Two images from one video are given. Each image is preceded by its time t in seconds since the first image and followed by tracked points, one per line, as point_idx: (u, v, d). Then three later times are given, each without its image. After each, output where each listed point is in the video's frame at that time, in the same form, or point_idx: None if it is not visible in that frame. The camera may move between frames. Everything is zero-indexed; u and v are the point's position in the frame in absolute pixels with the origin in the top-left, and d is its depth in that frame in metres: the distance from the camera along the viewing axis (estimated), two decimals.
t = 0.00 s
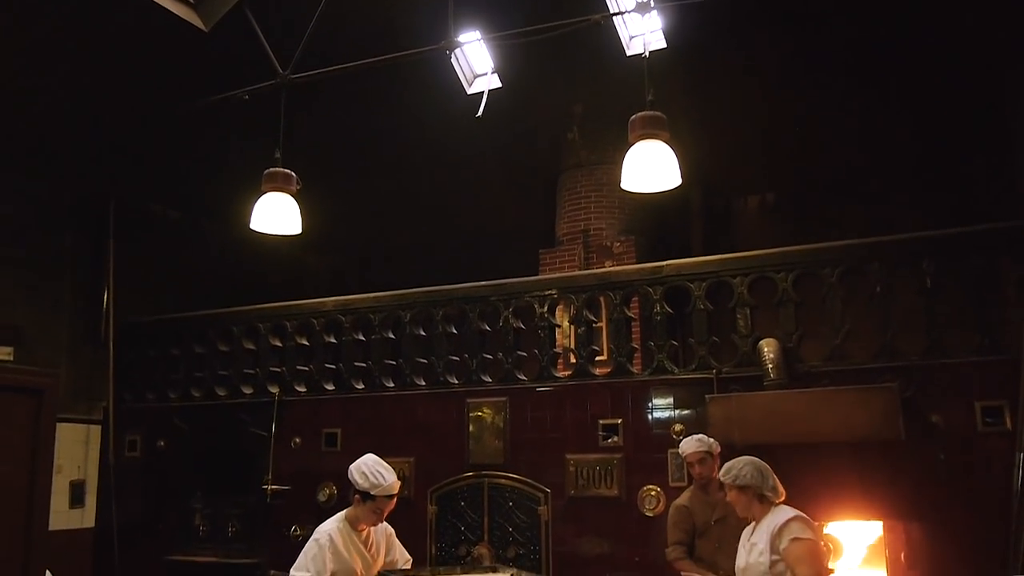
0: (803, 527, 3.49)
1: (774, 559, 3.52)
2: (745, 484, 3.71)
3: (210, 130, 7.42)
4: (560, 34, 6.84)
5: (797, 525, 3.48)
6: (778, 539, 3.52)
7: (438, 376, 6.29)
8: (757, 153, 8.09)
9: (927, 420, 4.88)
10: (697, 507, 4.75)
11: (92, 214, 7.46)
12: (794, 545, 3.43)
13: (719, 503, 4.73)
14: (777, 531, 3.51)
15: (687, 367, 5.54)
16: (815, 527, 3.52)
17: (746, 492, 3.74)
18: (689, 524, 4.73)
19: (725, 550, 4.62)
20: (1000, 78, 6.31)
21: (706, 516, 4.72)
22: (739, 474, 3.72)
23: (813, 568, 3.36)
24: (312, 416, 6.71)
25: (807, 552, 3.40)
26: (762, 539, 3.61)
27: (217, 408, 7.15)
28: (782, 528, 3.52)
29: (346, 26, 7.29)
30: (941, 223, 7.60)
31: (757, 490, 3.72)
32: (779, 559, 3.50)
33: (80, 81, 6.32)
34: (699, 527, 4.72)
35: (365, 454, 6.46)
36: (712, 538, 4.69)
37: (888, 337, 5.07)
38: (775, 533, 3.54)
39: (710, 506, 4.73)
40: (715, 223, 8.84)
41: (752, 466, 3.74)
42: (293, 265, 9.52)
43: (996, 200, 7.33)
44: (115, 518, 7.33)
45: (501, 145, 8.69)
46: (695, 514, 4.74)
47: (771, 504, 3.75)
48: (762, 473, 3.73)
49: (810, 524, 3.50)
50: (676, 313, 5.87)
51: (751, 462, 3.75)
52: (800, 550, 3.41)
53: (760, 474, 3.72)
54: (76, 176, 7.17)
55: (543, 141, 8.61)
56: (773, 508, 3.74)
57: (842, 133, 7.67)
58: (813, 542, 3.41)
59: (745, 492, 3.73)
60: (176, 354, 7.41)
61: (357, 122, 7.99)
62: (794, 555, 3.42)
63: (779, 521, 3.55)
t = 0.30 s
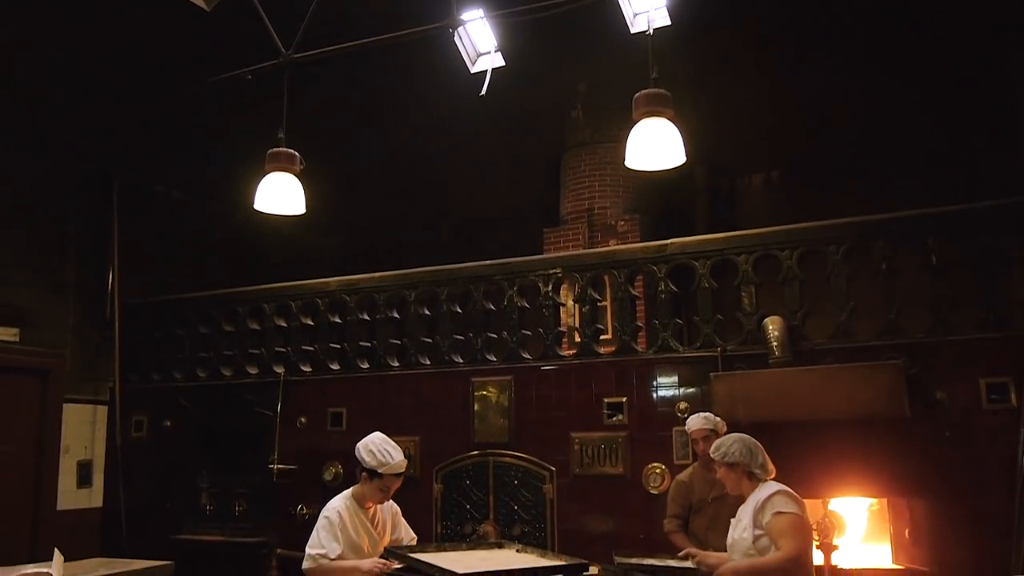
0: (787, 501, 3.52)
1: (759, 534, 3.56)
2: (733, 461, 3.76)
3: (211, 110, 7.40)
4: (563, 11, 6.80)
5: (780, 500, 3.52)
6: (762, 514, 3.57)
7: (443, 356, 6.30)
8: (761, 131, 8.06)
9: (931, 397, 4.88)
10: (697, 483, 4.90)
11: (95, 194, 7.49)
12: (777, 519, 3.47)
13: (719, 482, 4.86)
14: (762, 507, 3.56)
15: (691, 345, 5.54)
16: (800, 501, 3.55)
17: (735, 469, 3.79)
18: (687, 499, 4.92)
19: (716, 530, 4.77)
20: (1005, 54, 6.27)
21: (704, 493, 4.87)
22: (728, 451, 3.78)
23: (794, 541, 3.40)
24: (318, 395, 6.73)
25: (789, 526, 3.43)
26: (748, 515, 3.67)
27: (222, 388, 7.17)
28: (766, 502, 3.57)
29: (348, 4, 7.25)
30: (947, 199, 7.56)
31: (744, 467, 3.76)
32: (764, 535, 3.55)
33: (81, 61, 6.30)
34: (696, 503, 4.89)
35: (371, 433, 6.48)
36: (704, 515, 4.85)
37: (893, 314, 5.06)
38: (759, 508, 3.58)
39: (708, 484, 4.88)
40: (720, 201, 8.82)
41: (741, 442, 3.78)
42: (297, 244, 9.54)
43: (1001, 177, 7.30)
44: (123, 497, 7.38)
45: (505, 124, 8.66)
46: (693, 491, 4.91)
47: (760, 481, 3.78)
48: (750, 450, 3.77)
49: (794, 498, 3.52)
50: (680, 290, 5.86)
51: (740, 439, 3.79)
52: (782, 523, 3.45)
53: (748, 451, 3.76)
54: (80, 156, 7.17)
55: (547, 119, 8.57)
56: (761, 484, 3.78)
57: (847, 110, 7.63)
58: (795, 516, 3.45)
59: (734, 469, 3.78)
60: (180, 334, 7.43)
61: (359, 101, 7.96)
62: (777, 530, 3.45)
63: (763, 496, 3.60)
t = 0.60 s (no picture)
0: (769, 486, 3.34)
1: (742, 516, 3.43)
2: (723, 443, 3.53)
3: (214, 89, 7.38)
4: None
5: (762, 485, 3.34)
6: (745, 498, 3.41)
7: (447, 335, 6.30)
8: (767, 111, 8.03)
9: (936, 377, 4.89)
10: (692, 461, 4.99)
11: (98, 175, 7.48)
12: (756, 506, 3.32)
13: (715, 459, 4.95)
14: (744, 491, 3.40)
15: (695, 325, 5.54)
16: (785, 486, 3.36)
17: (726, 451, 3.57)
18: (682, 477, 5.00)
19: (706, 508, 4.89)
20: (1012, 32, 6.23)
21: (699, 471, 4.96)
22: (718, 432, 3.54)
23: (772, 531, 3.26)
24: (323, 375, 6.74)
25: (768, 513, 3.28)
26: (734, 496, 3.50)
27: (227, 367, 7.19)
28: (749, 487, 3.39)
29: None
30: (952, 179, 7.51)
31: (734, 449, 3.56)
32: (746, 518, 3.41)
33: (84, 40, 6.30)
34: (691, 481, 4.98)
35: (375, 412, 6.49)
36: (699, 493, 4.95)
37: (897, 294, 5.06)
38: (742, 492, 3.42)
39: (704, 462, 4.97)
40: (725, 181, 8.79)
41: (733, 424, 3.54)
42: (300, 224, 9.53)
43: (1007, 156, 7.27)
44: (128, 474, 7.42)
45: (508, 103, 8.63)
46: (687, 470, 4.99)
47: (753, 463, 3.56)
48: (741, 431, 3.55)
49: (778, 484, 3.34)
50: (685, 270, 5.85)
51: (732, 420, 3.56)
52: (761, 512, 3.29)
53: (740, 433, 3.54)
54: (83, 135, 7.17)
55: (551, 99, 8.53)
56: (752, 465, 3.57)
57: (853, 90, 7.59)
58: (775, 504, 3.29)
59: (724, 450, 3.57)
60: (185, 314, 7.44)
61: (363, 81, 7.93)
62: (755, 517, 3.31)
63: (747, 480, 3.42)
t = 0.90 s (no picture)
0: (749, 464, 3.25)
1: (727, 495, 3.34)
2: (711, 419, 3.46)
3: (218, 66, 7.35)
4: None
5: (741, 463, 3.24)
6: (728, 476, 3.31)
7: (451, 313, 6.30)
8: (772, 90, 7.98)
9: (941, 356, 4.89)
10: (681, 437, 4.98)
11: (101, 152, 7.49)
12: (734, 484, 3.22)
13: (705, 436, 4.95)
14: (726, 469, 3.31)
15: (700, 303, 5.54)
16: (767, 463, 3.24)
17: (716, 427, 3.49)
18: (671, 454, 4.99)
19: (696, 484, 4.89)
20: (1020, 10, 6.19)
21: (689, 447, 4.96)
22: (706, 408, 3.47)
23: (746, 508, 3.16)
24: (327, 353, 6.75)
25: (744, 491, 3.18)
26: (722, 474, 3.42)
27: (232, 344, 7.20)
28: (731, 465, 3.30)
29: None
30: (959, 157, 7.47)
31: (723, 425, 3.47)
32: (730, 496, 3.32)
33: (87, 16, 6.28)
34: (680, 458, 4.98)
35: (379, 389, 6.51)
36: (689, 470, 4.93)
37: (903, 274, 5.05)
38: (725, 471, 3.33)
39: (692, 438, 4.97)
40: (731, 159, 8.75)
41: (721, 399, 3.46)
42: (304, 202, 9.52)
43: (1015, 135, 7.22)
44: (133, 451, 7.46)
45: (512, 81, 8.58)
46: (676, 446, 4.99)
47: (744, 439, 3.47)
48: (729, 406, 3.45)
49: (758, 461, 3.22)
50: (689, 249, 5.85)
51: (720, 395, 3.47)
52: (737, 490, 3.19)
53: (727, 408, 3.45)
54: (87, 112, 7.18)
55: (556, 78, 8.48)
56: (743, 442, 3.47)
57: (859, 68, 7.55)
58: (751, 482, 3.18)
59: (714, 426, 3.50)
60: (189, 292, 7.45)
61: (366, 58, 7.90)
62: (733, 495, 3.22)
63: (730, 458, 3.32)
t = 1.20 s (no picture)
0: (758, 439, 3.21)
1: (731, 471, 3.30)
2: (714, 393, 3.45)
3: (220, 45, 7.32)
4: None
5: (750, 437, 3.20)
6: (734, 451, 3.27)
7: (454, 292, 6.30)
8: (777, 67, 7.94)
9: (944, 334, 4.88)
10: (669, 415, 5.04)
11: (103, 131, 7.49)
12: (745, 458, 3.17)
13: (693, 414, 4.98)
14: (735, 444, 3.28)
15: (703, 281, 5.53)
16: (776, 439, 3.21)
17: (719, 402, 3.48)
18: (660, 432, 5.06)
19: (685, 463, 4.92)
20: None
21: (676, 425, 5.01)
22: (709, 383, 3.46)
23: (761, 481, 3.11)
24: (331, 331, 6.76)
25: (757, 465, 3.13)
26: (726, 448, 3.38)
27: (235, 323, 7.21)
28: (738, 440, 3.25)
29: None
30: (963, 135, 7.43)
31: (725, 400, 3.46)
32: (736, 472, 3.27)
33: None
34: (668, 436, 5.03)
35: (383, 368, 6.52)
36: (677, 447, 4.98)
37: (907, 251, 5.04)
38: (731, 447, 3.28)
39: (681, 416, 5.01)
40: (735, 137, 8.71)
41: (724, 374, 3.45)
42: (307, 181, 9.51)
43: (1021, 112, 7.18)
44: (139, 429, 7.51)
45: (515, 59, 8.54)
46: (665, 424, 5.05)
47: (748, 415, 3.44)
48: (731, 381, 3.44)
49: (768, 435, 3.20)
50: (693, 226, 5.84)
51: (723, 369, 3.47)
52: (749, 464, 3.15)
53: (730, 382, 3.44)
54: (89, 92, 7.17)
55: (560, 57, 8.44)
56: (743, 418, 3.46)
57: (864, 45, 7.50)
58: (765, 456, 3.14)
59: (717, 401, 3.48)
60: (193, 271, 7.45)
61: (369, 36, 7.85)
62: (743, 469, 3.17)
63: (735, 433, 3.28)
